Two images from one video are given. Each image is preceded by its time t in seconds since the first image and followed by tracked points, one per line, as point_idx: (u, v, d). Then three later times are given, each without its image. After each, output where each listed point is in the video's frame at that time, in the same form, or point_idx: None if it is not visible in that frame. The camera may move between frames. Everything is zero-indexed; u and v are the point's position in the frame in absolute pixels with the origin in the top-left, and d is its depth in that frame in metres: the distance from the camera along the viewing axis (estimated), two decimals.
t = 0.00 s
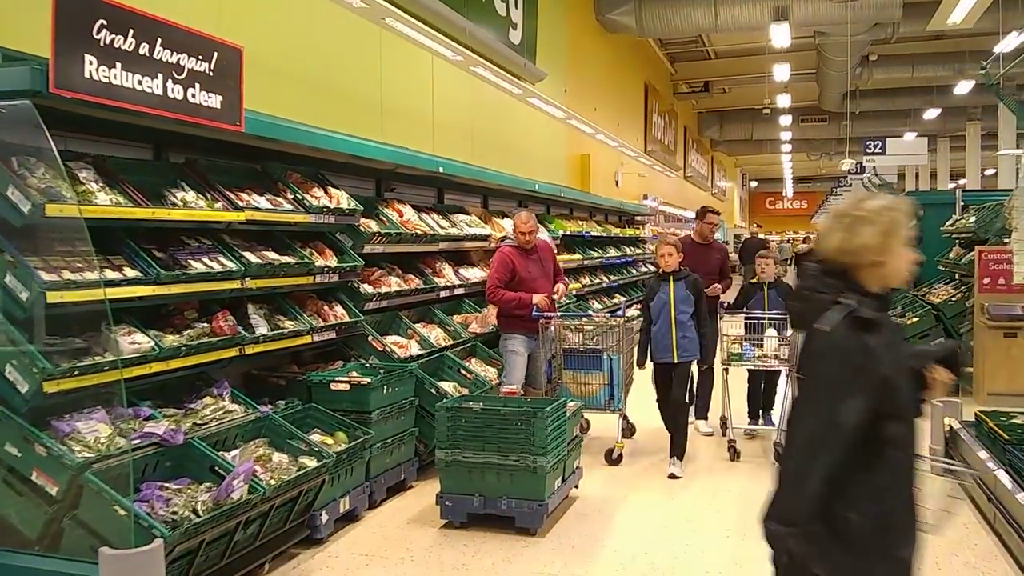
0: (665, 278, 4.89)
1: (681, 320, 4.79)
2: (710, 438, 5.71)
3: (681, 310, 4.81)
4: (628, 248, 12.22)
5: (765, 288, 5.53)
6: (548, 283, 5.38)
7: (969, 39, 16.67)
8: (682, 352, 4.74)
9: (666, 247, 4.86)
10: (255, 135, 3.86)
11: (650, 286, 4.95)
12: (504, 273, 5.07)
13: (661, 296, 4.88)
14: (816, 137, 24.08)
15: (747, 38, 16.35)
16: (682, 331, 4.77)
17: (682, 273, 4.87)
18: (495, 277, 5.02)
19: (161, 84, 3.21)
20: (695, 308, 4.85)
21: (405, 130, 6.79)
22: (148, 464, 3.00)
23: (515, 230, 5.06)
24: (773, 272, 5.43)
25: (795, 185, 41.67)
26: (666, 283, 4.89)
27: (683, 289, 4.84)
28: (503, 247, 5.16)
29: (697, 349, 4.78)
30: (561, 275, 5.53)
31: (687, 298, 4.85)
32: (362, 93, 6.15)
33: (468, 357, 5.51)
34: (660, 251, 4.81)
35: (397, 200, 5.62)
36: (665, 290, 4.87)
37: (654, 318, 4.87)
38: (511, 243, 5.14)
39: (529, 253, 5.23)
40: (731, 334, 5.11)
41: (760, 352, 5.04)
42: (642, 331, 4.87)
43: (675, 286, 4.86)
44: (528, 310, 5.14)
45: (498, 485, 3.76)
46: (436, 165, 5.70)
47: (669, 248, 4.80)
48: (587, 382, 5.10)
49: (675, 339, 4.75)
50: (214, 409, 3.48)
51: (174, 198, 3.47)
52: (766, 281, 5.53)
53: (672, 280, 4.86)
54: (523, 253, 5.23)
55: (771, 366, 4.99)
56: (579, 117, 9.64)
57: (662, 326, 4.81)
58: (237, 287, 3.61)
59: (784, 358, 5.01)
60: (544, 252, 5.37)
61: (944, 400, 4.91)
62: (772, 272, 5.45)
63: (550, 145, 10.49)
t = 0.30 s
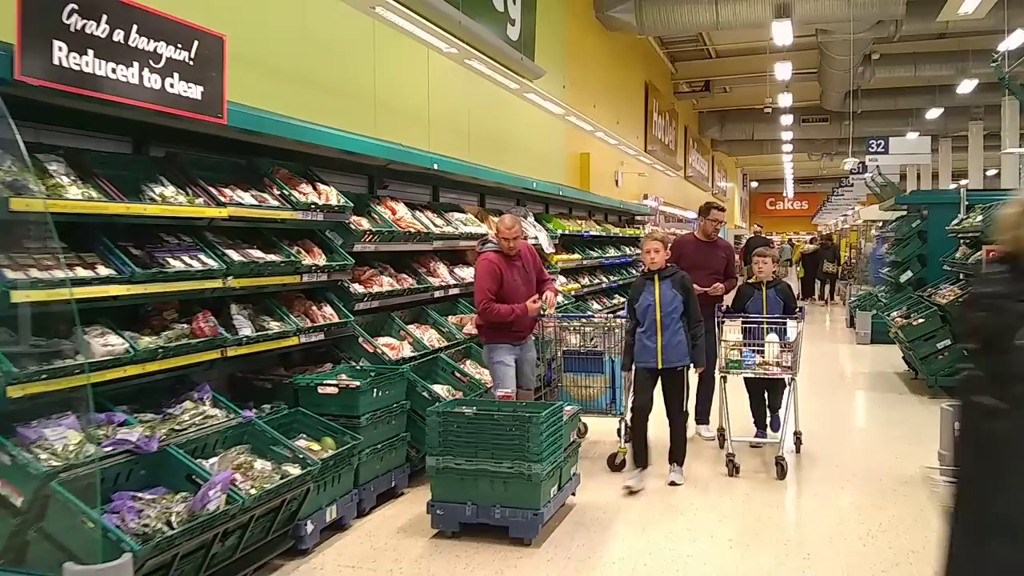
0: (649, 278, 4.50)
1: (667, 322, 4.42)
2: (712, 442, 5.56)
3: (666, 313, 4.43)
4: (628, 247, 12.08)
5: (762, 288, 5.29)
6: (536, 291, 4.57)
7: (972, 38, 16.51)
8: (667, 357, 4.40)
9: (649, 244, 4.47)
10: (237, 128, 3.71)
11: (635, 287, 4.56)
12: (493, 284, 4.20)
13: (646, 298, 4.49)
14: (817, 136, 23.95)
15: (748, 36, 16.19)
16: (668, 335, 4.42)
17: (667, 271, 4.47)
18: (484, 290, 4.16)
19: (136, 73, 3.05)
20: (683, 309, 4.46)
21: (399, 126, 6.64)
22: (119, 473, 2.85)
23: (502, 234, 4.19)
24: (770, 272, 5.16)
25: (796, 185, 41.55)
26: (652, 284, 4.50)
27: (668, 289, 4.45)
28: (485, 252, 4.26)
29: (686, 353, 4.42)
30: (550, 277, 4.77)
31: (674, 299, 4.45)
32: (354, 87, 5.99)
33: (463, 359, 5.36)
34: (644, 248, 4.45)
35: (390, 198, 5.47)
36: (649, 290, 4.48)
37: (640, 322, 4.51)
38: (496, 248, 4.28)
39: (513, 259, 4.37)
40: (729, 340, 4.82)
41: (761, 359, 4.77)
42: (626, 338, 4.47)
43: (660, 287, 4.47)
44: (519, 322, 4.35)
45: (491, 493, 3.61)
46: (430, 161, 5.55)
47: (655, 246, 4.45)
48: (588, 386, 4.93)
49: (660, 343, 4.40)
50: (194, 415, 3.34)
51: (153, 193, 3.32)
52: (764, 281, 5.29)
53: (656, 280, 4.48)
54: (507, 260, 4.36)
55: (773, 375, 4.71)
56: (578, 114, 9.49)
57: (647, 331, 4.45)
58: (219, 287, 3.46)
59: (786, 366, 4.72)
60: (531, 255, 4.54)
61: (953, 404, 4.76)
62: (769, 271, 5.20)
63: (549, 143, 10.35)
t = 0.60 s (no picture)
0: (621, 286, 4.03)
1: (640, 335, 3.94)
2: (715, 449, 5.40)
3: (638, 324, 3.95)
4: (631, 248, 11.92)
5: (763, 293, 4.68)
6: (526, 292, 4.29)
7: (980, 36, 16.29)
8: (637, 373, 3.92)
9: (619, 248, 4.03)
10: (221, 126, 3.57)
11: (605, 296, 4.08)
12: (475, 285, 3.92)
13: (616, 309, 4.01)
14: (822, 136, 23.74)
15: (753, 34, 16.00)
16: (640, 348, 3.93)
17: (640, 278, 4.00)
18: (464, 291, 3.88)
19: (111, 67, 2.91)
20: (658, 321, 3.98)
21: (395, 124, 6.49)
22: (91, 488, 2.70)
23: (490, 231, 3.91)
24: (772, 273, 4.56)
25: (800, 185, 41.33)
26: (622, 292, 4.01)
27: (640, 299, 3.98)
28: (472, 250, 3.99)
29: (658, 369, 3.95)
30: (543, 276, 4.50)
31: (645, 308, 3.97)
32: (348, 84, 5.84)
33: (459, 364, 5.21)
34: (616, 255, 4.02)
35: (385, 197, 5.31)
36: (620, 299, 4.00)
37: (610, 334, 4.02)
38: (484, 246, 4.00)
39: (503, 258, 4.08)
40: (729, 351, 4.27)
41: (764, 370, 4.22)
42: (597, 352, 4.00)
43: (631, 296, 3.99)
44: (503, 325, 4.07)
45: (485, 506, 3.46)
46: (425, 160, 5.39)
47: (629, 253, 4.02)
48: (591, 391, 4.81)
49: (631, 357, 3.92)
50: (174, 425, 3.20)
51: (131, 194, 3.18)
52: (766, 284, 4.68)
53: (628, 288, 4.01)
54: (496, 259, 4.08)
55: (778, 388, 4.16)
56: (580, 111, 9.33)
57: (618, 345, 3.96)
58: (200, 291, 3.32)
59: (792, 378, 4.18)
60: (523, 253, 4.26)
61: (966, 411, 4.59)
62: (771, 273, 4.58)
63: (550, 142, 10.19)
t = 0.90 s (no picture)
0: (597, 286, 3.60)
1: (619, 342, 3.53)
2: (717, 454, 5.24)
3: (617, 330, 3.54)
4: (631, 246, 11.78)
5: (767, 295, 4.41)
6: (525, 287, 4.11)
7: (983, 34, 16.13)
8: (620, 385, 3.50)
9: (605, 245, 3.57)
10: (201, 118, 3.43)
11: (578, 297, 3.65)
12: (467, 282, 3.76)
13: (592, 311, 3.59)
14: (824, 134, 23.59)
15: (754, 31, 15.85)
16: (620, 358, 3.51)
17: (620, 279, 3.59)
18: (455, 289, 3.73)
19: (80, 54, 2.76)
20: (638, 327, 3.59)
21: (388, 119, 6.34)
22: (57, 499, 2.56)
23: (483, 225, 3.76)
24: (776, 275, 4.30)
25: (801, 184, 41.19)
26: (599, 294, 3.58)
27: (619, 301, 3.56)
28: (465, 245, 3.83)
29: (642, 380, 3.55)
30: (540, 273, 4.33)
31: (625, 313, 3.56)
32: (339, 79, 5.70)
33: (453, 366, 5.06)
34: (598, 250, 3.57)
35: (377, 195, 5.17)
36: (598, 300, 3.58)
37: (584, 338, 3.60)
38: (478, 241, 3.84)
39: (498, 253, 3.90)
40: (724, 359, 3.99)
41: (763, 380, 3.93)
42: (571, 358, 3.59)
43: (609, 298, 3.57)
44: (497, 325, 3.90)
45: (477, 515, 3.31)
46: (419, 156, 5.24)
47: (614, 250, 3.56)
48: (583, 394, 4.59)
49: (611, 367, 3.50)
50: (149, 432, 3.06)
51: (104, 189, 3.04)
52: (769, 286, 4.41)
53: (606, 288, 3.58)
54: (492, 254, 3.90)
55: (777, 400, 3.86)
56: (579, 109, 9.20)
57: (594, 352, 3.54)
58: (178, 291, 3.19)
59: (792, 389, 3.87)
60: (520, 249, 4.09)
61: (976, 415, 4.45)
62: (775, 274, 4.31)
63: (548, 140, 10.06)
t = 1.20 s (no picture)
0: (572, 295, 3.26)
1: (591, 358, 3.18)
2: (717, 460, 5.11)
3: (590, 345, 3.19)
4: (630, 247, 11.65)
5: (767, 301, 4.02)
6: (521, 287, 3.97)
7: (984, 33, 15.97)
8: (591, 406, 3.15)
9: (584, 249, 3.22)
10: (179, 115, 3.30)
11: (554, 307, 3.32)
12: (457, 286, 3.64)
13: (564, 322, 3.25)
14: (824, 134, 23.45)
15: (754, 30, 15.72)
16: (592, 377, 3.16)
17: (598, 288, 3.23)
18: (444, 294, 3.60)
19: (47, 47, 2.63)
20: (615, 343, 3.22)
21: (380, 118, 6.20)
22: (19, 516, 2.43)
23: (472, 227, 3.63)
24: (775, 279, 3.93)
25: (802, 185, 41.06)
26: (574, 303, 3.24)
27: (594, 313, 3.20)
28: (453, 248, 3.70)
29: (619, 402, 3.18)
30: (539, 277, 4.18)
31: (601, 327, 3.20)
32: (330, 76, 5.57)
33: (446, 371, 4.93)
34: (576, 253, 3.21)
35: (367, 195, 5.03)
36: (572, 311, 3.23)
37: (557, 354, 3.27)
38: (467, 244, 3.71)
39: (489, 255, 3.76)
40: (717, 371, 3.58)
41: (759, 395, 3.53)
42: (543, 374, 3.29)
43: (584, 308, 3.22)
44: (495, 330, 3.76)
45: (466, 529, 3.17)
46: (411, 155, 5.09)
47: (593, 254, 3.21)
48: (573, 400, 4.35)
49: (581, 387, 3.16)
50: (122, 444, 2.93)
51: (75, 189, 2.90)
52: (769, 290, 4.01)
53: (581, 297, 3.24)
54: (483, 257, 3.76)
55: (774, 417, 3.48)
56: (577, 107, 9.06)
57: (565, 369, 3.21)
58: (153, 296, 3.06)
59: (791, 404, 3.49)
60: (515, 250, 3.95)
61: (986, 422, 4.30)
62: (774, 278, 3.95)
63: (546, 139, 9.92)
